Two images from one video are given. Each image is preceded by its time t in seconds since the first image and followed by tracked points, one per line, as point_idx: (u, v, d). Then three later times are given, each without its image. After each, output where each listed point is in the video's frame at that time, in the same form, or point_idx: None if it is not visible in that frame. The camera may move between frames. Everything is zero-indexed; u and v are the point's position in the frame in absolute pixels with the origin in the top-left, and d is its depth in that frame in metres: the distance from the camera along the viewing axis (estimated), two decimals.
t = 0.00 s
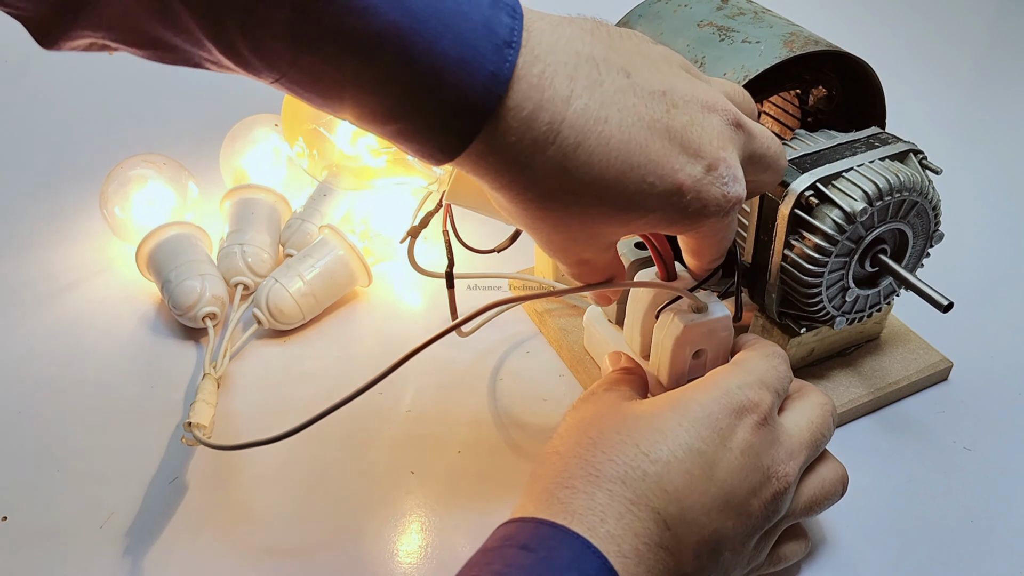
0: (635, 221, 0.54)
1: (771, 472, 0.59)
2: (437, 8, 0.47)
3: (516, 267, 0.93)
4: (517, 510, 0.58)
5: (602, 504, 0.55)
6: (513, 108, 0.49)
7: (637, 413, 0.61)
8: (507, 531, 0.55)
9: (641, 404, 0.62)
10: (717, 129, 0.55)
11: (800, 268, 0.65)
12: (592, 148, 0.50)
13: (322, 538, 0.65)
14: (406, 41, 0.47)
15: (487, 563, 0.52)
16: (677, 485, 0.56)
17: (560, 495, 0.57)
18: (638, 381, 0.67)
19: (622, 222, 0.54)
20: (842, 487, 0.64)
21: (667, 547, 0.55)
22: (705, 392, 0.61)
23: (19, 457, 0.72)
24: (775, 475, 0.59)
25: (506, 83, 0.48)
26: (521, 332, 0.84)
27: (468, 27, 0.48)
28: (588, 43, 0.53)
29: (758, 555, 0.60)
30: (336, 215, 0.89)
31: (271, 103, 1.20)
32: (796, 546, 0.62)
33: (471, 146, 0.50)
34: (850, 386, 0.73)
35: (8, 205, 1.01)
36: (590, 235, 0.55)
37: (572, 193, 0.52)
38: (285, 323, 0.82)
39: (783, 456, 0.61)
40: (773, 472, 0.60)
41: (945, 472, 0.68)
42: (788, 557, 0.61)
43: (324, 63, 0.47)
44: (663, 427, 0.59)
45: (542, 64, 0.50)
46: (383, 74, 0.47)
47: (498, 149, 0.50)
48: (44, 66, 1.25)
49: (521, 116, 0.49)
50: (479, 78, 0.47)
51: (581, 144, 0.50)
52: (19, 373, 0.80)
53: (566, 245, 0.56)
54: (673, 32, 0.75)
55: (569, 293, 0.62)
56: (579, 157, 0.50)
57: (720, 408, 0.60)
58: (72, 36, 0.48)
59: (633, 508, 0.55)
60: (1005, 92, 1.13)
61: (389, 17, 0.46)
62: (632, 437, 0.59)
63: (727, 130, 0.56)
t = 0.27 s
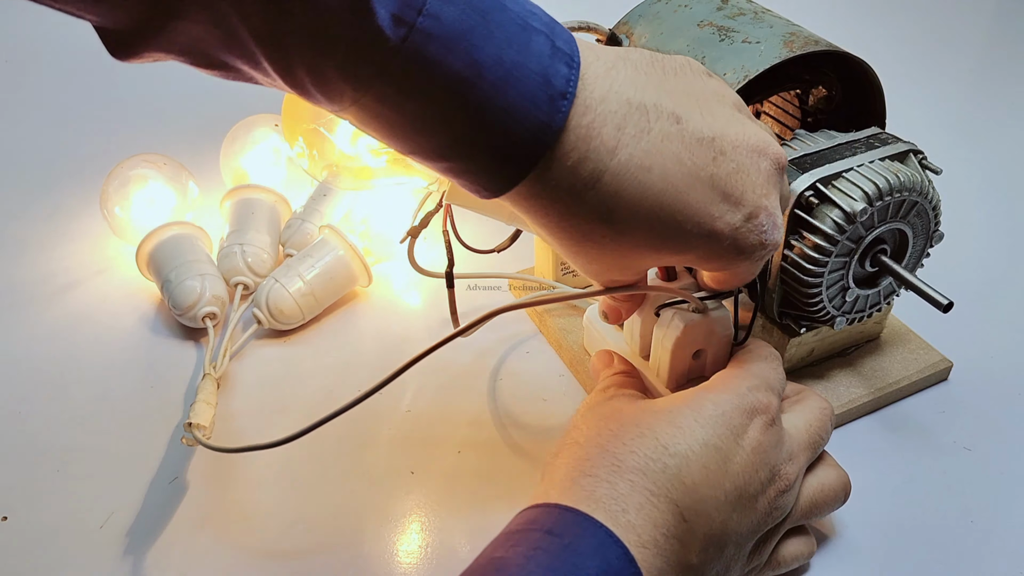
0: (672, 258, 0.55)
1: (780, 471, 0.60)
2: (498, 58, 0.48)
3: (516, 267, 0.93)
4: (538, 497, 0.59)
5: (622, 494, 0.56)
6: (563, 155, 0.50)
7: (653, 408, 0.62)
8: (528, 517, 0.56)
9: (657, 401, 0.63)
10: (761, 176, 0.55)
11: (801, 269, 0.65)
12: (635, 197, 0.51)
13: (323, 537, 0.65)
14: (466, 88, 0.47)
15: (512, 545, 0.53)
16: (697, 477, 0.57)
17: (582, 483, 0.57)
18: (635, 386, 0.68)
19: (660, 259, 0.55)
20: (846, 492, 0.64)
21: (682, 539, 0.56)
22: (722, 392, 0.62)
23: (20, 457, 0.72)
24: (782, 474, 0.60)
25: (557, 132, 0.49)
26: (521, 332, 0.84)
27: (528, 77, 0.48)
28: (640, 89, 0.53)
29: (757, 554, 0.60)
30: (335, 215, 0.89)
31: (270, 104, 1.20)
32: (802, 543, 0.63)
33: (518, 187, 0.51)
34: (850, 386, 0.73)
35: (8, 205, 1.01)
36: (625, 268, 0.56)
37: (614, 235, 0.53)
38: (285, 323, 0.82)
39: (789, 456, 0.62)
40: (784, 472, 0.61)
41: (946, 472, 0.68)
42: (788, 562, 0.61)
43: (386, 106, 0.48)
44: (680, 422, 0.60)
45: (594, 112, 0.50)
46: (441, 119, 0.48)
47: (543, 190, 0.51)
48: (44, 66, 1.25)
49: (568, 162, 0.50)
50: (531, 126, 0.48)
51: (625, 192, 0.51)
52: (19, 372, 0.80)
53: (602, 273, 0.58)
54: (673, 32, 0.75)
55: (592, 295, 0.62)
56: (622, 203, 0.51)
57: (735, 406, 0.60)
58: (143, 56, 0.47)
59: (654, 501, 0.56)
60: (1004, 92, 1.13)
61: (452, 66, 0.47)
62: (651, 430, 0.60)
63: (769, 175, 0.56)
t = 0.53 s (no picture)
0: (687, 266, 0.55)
1: (792, 474, 0.61)
2: (522, 73, 0.48)
3: (516, 267, 0.93)
4: (556, 479, 0.57)
5: (645, 482, 0.55)
6: (583, 168, 0.49)
7: (670, 402, 0.61)
8: (550, 497, 0.55)
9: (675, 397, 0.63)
10: (767, 180, 0.56)
11: (801, 269, 0.64)
12: (654, 207, 0.51)
13: (323, 537, 0.65)
14: (494, 103, 0.47)
15: (535, 524, 0.52)
16: (716, 472, 0.57)
17: (606, 468, 0.56)
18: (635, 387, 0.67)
19: (674, 268, 0.55)
20: (849, 496, 0.64)
21: (699, 531, 0.55)
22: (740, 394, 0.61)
23: (20, 457, 0.72)
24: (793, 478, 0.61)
25: (578, 145, 0.49)
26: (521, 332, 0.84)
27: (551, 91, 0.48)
28: (647, 101, 0.53)
29: (761, 557, 0.61)
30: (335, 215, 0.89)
31: (270, 103, 1.20)
32: (805, 544, 0.63)
33: (540, 201, 0.50)
34: (850, 386, 0.73)
35: (8, 205, 1.01)
36: (638, 277, 0.56)
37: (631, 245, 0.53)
38: (285, 324, 0.82)
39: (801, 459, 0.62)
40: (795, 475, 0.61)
41: (946, 472, 0.68)
42: (792, 564, 0.62)
43: (413, 119, 0.48)
44: (700, 418, 0.59)
45: (608, 125, 0.50)
46: (471, 132, 0.48)
47: (564, 204, 0.50)
48: (44, 65, 1.25)
49: (589, 176, 0.50)
50: (556, 139, 0.48)
51: (642, 202, 0.51)
52: (19, 373, 0.80)
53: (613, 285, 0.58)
54: (673, 32, 0.75)
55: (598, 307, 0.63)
56: (642, 214, 0.51)
57: (754, 407, 0.60)
58: (171, 62, 0.46)
59: (675, 492, 0.55)
60: (1004, 92, 1.13)
61: (480, 79, 0.47)
62: (674, 421, 0.59)
63: (775, 179, 0.57)
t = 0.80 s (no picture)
0: (702, 246, 0.55)
1: (794, 471, 0.60)
2: (548, 42, 0.48)
3: (516, 267, 0.93)
4: (559, 475, 0.57)
5: (647, 478, 0.55)
6: (603, 139, 0.49)
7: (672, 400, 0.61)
8: (555, 490, 0.55)
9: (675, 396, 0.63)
10: (781, 164, 0.57)
11: (801, 269, 0.64)
12: (672, 180, 0.51)
13: (323, 537, 0.65)
14: (520, 69, 0.47)
15: (541, 516, 0.52)
16: (716, 468, 0.57)
17: (608, 465, 0.56)
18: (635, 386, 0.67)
19: (689, 247, 0.55)
20: (849, 496, 0.64)
21: (702, 526, 0.55)
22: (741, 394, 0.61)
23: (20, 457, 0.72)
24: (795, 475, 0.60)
25: (600, 115, 0.49)
26: (521, 332, 0.84)
27: (575, 61, 0.48)
28: (663, 81, 0.54)
29: (761, 556, 0.60)
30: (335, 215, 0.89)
31: (270, 103, 1.20)
32: (805, 545, 0.62)
33: (560, 174, 0.50)
34: (850, 386, 0.73)
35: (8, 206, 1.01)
36: (651, 258, 0.56)
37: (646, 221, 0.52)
38: (285, 323, 0.82)
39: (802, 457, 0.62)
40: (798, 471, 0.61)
41: (946, 472, 0.68)
42: (791, 563, 0.61)
43: (439, 88, 0.47)
44: (702, 415, 0.59)
45: (628, 98, 0.51)
46: (498, 99, 0.47)
47: (584, 176, 0.50)
48: (44, 65, 1.25)
49: (610, 146, 0.50)
50: (580, 110, 0.48)
51: (661, 176, 0.51)
52: (19, 373, 0.80)
53: (626, 266, 0.57)
54: (672, 32, 0.75)
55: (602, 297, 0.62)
56: (662, 187, 0.51)
57: (755, 404, 0.60)
58: (197, 36, 0.45)
59: (677, 488, 0.55)
60: (1005, 93, 1.13)
61: (507, 46, 0.47)
62: (675, 418, 0.59)
63: (788, 166, 0.58)
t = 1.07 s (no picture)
0: (699, 247, 0.55)
1: (791, 471, 0.60)
2: (541, 43, 0.48)
3: (516, 267, 0.93)
4: (555, 477, 0.57)
5: (642, 479, 0.55)
6: (598, 140, 0.49)
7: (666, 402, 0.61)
8: (552, 492, 0.55)
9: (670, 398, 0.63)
10: (778, 164, 0.57)
11: (801, 269, 0.64)
12: (668, 181, 0.51)
13: (323, 537, 0.65)
14: (514, 69, 0.47)
15: (537, 518, 0.52)
16: (711, 469, 0.57)
17: (603, 467, 0.56)
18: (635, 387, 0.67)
19: (686, 248, 0.55)
20: (846, 496, 0.64)
21: (698, 528, 0.55)
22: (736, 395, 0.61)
23: (20, 457, 0.72)
24: (792, 475, 0.60)
25: (595, 117, 0.49)
26: (521, 332, 0.84)
27: (569, 62, 0.48)
28: (658, 81, 0.54)
29: (759, 557, 0.60)
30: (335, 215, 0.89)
31: (271, 103, 1.20)
32: (803, 545, 0.62)
33: (556, 176, 0.50)
34: (850, 386, 0.73)
35: (8, 206, 1.01)
36: (648, 259, 0.56)
37: (643, 223, 0.52)
38: (285, 323, 0.82)
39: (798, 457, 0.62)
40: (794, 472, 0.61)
41: (946, 472, 0.68)
42: (789, 564, 0.62)
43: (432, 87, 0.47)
44: (696, 417, 0.59)
45: (623, 99, 0.51)
46: (492, 99, 0.47)
47: (580, 177, 0.50)
48: (44, 65, 1.25)
49: (605, 147, 0.50)
50: (575, 111, 0.48)
51: (657, 177, 0.51)
52: (19, 373, 0.80)
53: (623, 268, 0.57)
54: (672, 32, 0.75)
55: (600, 299, 0.62)
56: (657, 188, 0.51)
57: (749, 405, 0.60)
58: (190, 33, 0.45)
59: (672, 489, 0.55)
60: (1005, 92, 1.13)
61: (501, 46, 0.47)
62: (668, 420, 0.59)
63: (785, 165, 0.58)
